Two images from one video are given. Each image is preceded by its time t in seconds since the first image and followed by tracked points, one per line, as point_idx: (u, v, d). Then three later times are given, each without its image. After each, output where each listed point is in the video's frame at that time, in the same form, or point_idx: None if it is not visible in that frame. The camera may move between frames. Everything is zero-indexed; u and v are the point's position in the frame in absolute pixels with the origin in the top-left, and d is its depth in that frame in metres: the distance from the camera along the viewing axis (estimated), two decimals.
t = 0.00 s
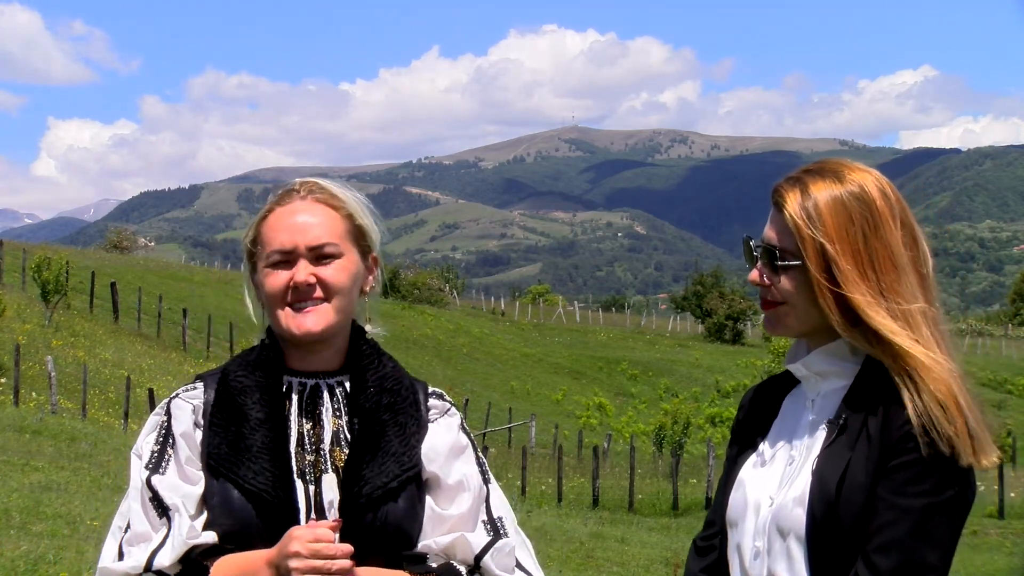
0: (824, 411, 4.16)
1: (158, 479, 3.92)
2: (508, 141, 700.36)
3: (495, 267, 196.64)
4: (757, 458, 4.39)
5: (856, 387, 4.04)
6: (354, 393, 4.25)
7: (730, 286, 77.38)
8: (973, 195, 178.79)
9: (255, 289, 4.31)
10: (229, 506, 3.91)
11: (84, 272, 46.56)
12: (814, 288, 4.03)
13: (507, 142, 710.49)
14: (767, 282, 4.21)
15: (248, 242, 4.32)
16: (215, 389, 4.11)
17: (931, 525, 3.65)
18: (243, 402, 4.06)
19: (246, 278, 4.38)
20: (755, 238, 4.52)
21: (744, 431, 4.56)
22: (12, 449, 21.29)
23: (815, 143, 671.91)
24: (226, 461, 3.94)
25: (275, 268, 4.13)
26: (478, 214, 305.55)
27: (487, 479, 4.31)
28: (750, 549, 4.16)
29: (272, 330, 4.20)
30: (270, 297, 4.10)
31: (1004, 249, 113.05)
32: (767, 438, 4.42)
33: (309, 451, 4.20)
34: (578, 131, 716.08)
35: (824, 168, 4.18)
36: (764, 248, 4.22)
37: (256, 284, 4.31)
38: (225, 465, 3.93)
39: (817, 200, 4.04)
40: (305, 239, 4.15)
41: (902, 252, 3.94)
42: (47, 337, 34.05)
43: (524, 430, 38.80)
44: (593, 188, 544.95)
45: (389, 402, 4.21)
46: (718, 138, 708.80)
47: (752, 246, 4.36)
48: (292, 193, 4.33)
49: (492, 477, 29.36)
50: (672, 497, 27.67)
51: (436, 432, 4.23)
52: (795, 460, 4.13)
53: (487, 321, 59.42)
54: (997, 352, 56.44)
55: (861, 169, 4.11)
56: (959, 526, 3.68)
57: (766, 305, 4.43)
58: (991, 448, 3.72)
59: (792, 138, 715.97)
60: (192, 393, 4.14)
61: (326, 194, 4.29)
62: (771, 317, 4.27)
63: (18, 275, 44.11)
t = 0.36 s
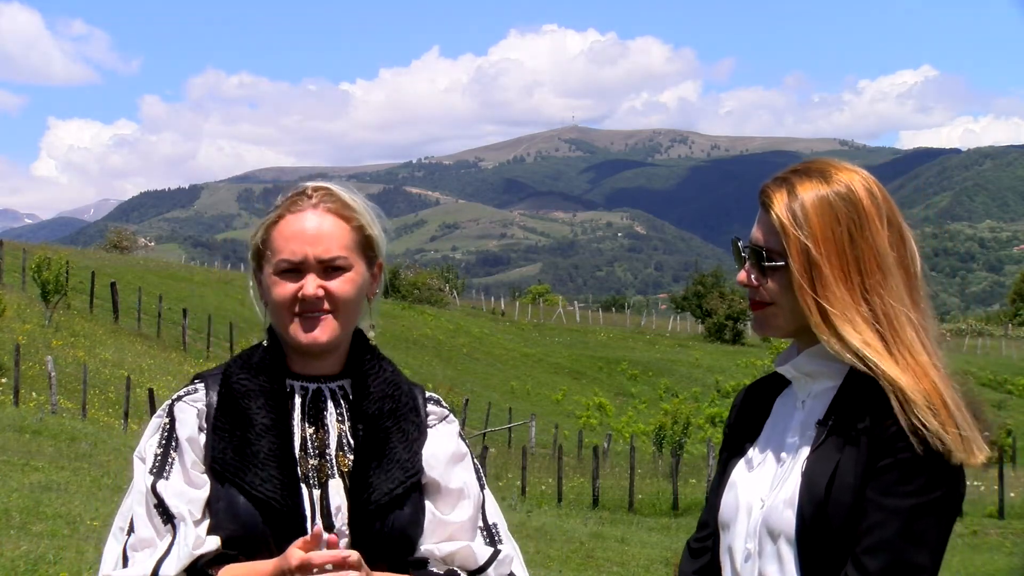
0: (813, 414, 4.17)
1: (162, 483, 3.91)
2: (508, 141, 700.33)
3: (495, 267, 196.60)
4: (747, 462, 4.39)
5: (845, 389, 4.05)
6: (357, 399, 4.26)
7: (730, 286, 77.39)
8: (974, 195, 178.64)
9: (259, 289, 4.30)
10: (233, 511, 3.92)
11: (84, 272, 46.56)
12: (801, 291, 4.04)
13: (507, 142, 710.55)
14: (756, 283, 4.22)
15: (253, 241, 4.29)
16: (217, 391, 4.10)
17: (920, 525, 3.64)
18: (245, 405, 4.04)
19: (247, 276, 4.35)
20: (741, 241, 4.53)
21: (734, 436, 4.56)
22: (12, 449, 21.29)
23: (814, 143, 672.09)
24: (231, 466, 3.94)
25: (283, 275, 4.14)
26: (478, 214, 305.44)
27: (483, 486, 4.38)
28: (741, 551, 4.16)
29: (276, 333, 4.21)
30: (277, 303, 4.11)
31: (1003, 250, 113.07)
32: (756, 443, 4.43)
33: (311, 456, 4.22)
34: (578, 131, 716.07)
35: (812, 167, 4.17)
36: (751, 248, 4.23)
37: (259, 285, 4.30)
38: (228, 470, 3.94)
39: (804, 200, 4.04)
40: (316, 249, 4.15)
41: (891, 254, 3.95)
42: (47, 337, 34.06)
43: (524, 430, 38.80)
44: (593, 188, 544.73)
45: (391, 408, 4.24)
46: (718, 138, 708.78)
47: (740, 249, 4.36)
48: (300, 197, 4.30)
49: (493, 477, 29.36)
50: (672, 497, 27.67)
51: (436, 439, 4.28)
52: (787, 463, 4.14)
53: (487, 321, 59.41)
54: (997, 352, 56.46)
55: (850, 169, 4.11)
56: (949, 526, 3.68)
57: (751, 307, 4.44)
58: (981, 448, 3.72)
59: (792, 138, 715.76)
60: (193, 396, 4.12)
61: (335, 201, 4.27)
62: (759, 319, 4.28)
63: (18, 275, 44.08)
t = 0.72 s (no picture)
0: (807, 414, 4.18)
1: (166, 485, 3.91)
2: (508, 141, 700.27)
3: (495, 266, 196.57)
4: (739, 465, 4.40)
5: (838, 390, 4.06)
6: (358, 403, 4.28)
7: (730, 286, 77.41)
8: (974, 195, 178.60)
9: (255, 297, 4.31)
10: (236, 512, 3.92)
11: (84, 272, 46.56)
12: (791, 293, 4.05)
13: (507, 142, 710.60)
14: (746, 285, 4.23)
15: (248, 249, 4.29)
16: (218, 393, 4.10)
17: (914, 524, 3.64)
18: (247, 408, 4.04)
19: (243, 281, 4.36)
20: (732, 242, 4.54)
21: (727, 438, 4.57)
22: (12, 449, 21.29)
23: (814, 143, 672.26)
24: (234, 468, 3.95)
25: (277, 285, 4.15)
26: (478, 214, 305.36)
27: (488, 484, 4.44)
28: (736, 552, 4.17)
29: (274, 339, 4.22)
30: (274, 313, 4.12)
31: (1003, 250, 113.06)
32: (748, 445, 4.44)
33: (315, 457, 4.24)
34: (578, 131, 716.10)
35: (800, 168, 4.18)
36: (741, 250, 4.24)
37: (256, 292, 4.32)
38: (232, 473, 3.94)
39: (792, 201, 4.05)
40: (310, 258, 4.15)
41: (879, 255, 3.95)
42: (47, 337, 34.06)
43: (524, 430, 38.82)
44: (593, 188, 544.66)
45: (392, 411, 4.26)
46: (718, 138, 708.91)
47: (731, 250, 4.37)
48: (292, 205, 4.29)
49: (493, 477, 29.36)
50: (673, 497, 27.67)
51: (437, 440, 4.31)
52: (780, 465, 4.15)
53: (487, 322, 59.41)
54: (997, 352, 56.47)
55: (839, 170, 4.11)
56: (942, 525, 3.68)
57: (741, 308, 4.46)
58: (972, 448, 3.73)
59: (792, 138, 715.75)
60: (196, 398, 4.12)
61: (329, 207, 4.27)
62: (750, 320, 4.30)
63: (18, 275, 44.08)
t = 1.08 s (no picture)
0: (805, 413, 4.18)
1: (169, 484, 3.91)
2: (508, 141, 700.24)
3: (495, 267, 196.51)
4: (737, 466, 4.40)
5: (835, 389, 4.06)
6: (361, 401, 4.28)
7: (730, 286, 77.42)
8: (974, 195, 178.47)
9: (257, 292, 4.31)
10: (240, 513, 3.93)
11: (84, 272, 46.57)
12: (789, 292, 4.05)
13: (507, 142, 710.60)
14: (743, 284, 4.24)
15: (251, 244, 4.30)
16: (221, 393, 4.10)
17: (911, 524, 3.65)
18: (251, 408, 4.05)
19: (244, 277, 4.37)
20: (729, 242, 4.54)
21: (724, 439, 4.57)
22: (12, 449, 21.28)
23: (814, 143, 672.04)
24: (238, 469, 3.95)
25: (282, 277, 4.15)
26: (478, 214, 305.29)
27: (493, 475, 4.41)
28: (734, 553, 4.17)
29: (275, 334, 4.22)
30: (278, 305, 4.12)
31: (1003, 250, 113.00)
32: (745, 446, 4.44)
33: (316, 456, 4.23)
34: (578, 130, 716.07)
35: (797, 167, 4.19)
36: (738, 249, 4.25)
37: (258, 286, 4.32)
38: (236, 472, 3.95)
39: (788, 201, 4.05)
40: (314, 249, 4.16)
41: (877, 252, 3.95)
42: (47, 337, 34.06)
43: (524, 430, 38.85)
44: (593, 188, 544.63)
45: (394, 409, 4.26)
46: (718, 138, 708.83)
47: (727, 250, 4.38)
48: (296, 199, 4.31)
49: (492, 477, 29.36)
50: (673, 497, 27.67)
51: (440, 437, 4.31)
52: (778, 465, 4.14)
53: (486, 321, 59.41)
54: (997, 352, 56.48)
55: (834, 169, 4.12)
56: (941, 524, 3.68)
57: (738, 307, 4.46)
58: (970, 445, 3.73)
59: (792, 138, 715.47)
60: (198, 397, 4.11)
61: (332, 203, 4.29)
62: (747, 319, 4.30)
63: (19, 275, 44.08)
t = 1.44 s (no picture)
0: (810, 412, 4.17)
1: (176, 487, 3.91)
2: (508, 141, 700.24)
3: (495, 267, 196.40)
4: (740, 464, 4.39)
5: (839, 389, 4.06)
6: (363, 403, 4.28)
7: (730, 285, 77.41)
8: (975, 195, 178.37)
9: (264, 291, 4.30)
10: (246, 515, 3.92)
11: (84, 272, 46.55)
12: (796, 291, 4.04)
13: (507, 142, 710.55)
14: (746, 284, 4.23)
15: (259, 244, 4.28)
16: (225, 395, 4.09)
17: (916, 524, 3.64)
18: (256, 411, 4.04)
19: (250, 277, 4.36)
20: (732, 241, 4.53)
21: (727, 438, 4.57)
22: (12, 449, 21.28)
23: (814, 143, 672.25)
24: (243, 471, 3.94)
25: (292, 277, 4.13)
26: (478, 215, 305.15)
27: (497, 474, 4.40)
28: (738, 553, 4.16)
29: (281, 335, 4.21)
30: (286, 304, 4.10)
31: (1004, 250, 112.97)
32: (749, 445, 4.43)
33: (320, 458, 4.22)
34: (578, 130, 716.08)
35: (800, 167, 4.19)
36: (742, 249, 4.25)
37: (264, 286, 4.30)
38: (241, 475, 3.94)
39: (793, 201, 4.05)
40: (327, 252, 4.15)
41: (882, 252, 3.94)
42: (47, 337, 34.06)
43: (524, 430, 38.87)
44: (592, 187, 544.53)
45: (397, 409, 4.26)
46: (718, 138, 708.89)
47: (731, 250, 4.37)
48: (309, 200, 4.31)
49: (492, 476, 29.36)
50: (673, 497, 27.66)
51: (442, 436, 4.30)
52: (783, 464, 4.14)
53: (486, 321, 59.40)
54: (997, 352, 56.45)
55: (839, 169, 4.12)
56: (945, 525, 3.67)
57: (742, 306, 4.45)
58: (977, 446, 3.72)
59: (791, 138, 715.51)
60: (202, 401, 4.10)
61: (343, 206, 4.29)
62: (750, 319, 4.30)
63: (19, 275, 44.08)
